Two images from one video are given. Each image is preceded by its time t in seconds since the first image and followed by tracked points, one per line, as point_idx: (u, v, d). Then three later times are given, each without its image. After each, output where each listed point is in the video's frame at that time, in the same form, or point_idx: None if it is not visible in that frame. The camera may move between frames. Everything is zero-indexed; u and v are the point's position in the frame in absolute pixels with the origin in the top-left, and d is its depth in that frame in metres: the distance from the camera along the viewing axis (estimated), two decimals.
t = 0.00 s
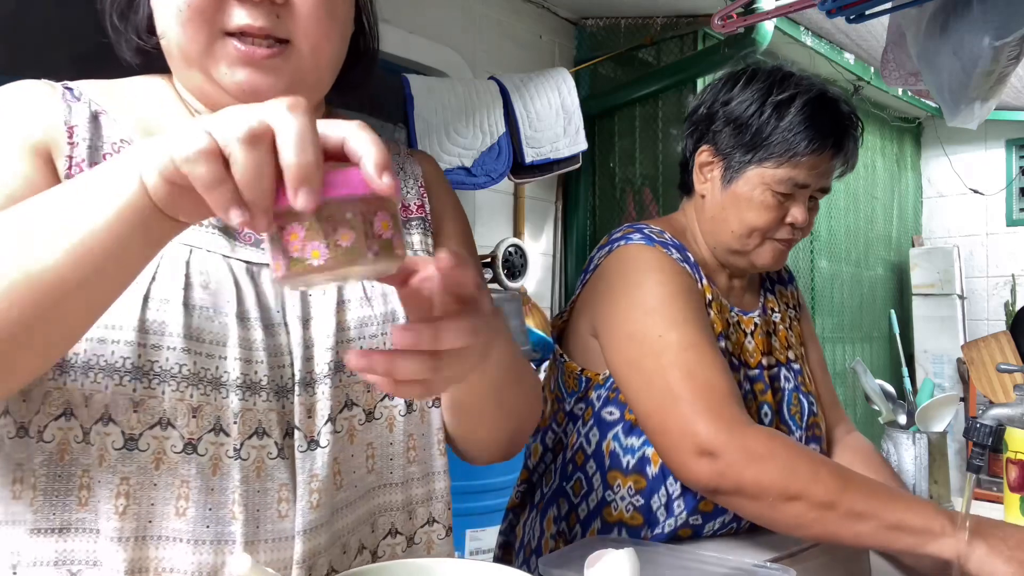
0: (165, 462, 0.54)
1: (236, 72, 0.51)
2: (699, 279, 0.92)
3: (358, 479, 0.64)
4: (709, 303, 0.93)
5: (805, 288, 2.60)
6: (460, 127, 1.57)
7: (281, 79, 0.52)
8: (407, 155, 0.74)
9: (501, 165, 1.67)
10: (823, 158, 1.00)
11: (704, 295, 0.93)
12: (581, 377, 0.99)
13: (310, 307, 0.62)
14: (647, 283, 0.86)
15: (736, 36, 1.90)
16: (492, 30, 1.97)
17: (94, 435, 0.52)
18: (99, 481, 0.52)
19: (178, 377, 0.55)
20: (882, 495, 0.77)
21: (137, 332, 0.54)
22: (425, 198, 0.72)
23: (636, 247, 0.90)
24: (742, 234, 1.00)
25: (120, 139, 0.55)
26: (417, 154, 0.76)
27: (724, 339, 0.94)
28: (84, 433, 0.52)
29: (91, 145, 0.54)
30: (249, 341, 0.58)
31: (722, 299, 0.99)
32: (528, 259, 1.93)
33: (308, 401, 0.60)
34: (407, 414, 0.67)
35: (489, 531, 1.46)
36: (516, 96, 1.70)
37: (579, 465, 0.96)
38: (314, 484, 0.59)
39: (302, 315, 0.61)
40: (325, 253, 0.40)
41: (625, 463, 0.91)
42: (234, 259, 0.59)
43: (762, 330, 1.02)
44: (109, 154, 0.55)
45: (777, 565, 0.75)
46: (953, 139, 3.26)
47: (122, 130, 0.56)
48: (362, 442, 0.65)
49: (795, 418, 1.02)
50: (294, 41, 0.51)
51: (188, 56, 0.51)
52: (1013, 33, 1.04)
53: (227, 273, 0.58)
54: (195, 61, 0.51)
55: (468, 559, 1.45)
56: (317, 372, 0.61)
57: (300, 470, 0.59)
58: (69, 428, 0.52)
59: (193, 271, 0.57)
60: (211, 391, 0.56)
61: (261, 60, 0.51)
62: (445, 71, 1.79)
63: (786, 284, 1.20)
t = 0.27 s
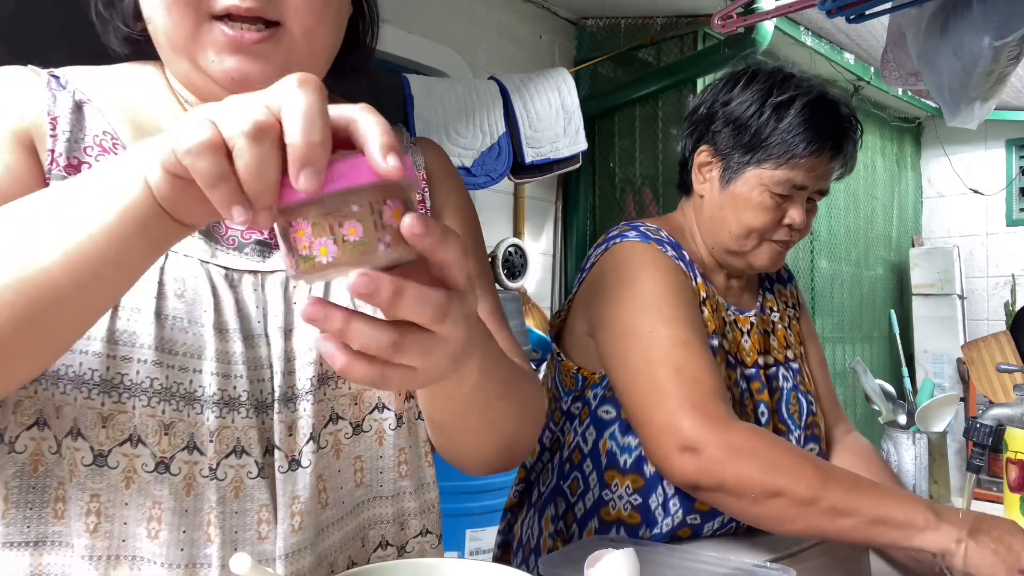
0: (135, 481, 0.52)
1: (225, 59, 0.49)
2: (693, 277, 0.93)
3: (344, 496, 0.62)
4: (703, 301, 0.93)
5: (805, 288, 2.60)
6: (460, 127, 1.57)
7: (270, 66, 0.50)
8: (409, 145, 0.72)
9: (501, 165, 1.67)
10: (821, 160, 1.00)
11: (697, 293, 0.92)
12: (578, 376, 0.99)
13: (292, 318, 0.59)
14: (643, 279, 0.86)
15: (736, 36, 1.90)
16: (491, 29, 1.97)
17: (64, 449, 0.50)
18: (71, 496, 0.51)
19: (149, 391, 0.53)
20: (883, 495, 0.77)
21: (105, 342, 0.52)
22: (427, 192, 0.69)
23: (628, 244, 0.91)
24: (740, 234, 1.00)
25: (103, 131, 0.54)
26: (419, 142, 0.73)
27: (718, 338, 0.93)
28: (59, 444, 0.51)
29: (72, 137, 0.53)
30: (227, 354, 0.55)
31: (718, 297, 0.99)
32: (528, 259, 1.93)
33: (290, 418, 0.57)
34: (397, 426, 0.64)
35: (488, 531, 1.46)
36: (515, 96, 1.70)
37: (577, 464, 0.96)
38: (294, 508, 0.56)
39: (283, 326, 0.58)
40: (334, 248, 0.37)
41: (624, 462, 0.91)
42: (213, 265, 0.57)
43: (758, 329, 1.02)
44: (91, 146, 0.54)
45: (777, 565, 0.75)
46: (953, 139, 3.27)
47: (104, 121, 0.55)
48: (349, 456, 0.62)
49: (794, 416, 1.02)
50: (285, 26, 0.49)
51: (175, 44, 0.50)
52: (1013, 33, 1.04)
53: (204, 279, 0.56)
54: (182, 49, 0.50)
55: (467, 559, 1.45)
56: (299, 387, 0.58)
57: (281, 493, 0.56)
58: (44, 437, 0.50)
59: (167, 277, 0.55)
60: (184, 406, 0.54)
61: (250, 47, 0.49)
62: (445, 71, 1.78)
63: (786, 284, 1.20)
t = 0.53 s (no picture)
0: (137, 517, 0.54)
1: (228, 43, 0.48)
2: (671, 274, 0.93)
3: (350, 515, 0.64)
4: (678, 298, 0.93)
5: (804, 289, 2.60)
6: (460, 127, 1.55)
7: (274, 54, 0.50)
8: (409, 135, 0.72)
9: (501, 165, 1.67)
10: (805, 155, 1.01)
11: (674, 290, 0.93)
12: (563, 373, 0.98)
13: (296, 338, 0.61)
14: (620, 276, 0.87)
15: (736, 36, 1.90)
16: (491, 29, 1.97)
17: (60, 483, 0.53)
18: (64, 532, 0.53)
19: (150, 424, 0.55)
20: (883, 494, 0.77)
21: (100, 372, 0.53)
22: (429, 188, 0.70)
23: (609, 242, 0.91)
24: (724, 233, 1.00)
25: (86, 131, 0.55)
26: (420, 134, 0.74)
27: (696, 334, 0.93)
28: (48, 479, 0.52)
29: (55, 139, 0.54)
30: (232, 381, 0.57)
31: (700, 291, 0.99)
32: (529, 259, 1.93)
33: (296, 442, 0.60)
34: (404, 444, 0.66)
35: (488, 531, 1.46)
36: (516, 96, 1.70)
37: (566, 463, 0.96)
38: (303, 532, 0.59)
39: (287, 346, 0.60)
40: (424, 258, 0.39)
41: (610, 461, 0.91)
42: (212, 282, 0.58)
43: (742, 325, 1.03)
44: (73, 148, 0.54)
45: (777, 565, 0.75)
46: (953, 139, 3.26)
47: (86, 119, 0.55)
48: (355, 474, 0.64)
49: (783, 413, 1.02)
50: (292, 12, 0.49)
51: (170, 26, 0.48)
52: (1013, 33, 1.04)
53: (203, 299, 0.57)
54: (180, 33, 0.49)
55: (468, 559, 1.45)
56: (305, 411, 0.60)
57: (289, 520, 0.59)
58: (29, 470, 0.51)
59: (165, 296, 0.56)
60: (187, 436, 0.56)
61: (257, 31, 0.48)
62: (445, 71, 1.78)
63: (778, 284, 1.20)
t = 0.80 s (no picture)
0: (139, 549, 0.55)
1: (233, 33, 0.48)
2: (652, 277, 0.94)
3: (354, 529, 0.64)
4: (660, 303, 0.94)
5: (804, 289, 2.61)
6: (460, 127, 1.57)
7: (278, 46, 0.50)
8: (408, 125, 0.72)
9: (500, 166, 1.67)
10: (793, 155, 1.01)
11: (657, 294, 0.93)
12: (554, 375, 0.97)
13: (299, 353, 0.60)
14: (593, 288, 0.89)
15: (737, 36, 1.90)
16: (491, 29, 1.97)
17: (53, 519, 0.53)
18: (59, 571, 0.53)
19: (150, 454, 0.55)
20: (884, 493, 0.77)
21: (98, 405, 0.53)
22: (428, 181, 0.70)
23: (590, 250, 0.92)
24: (714, 232, 1.01)
25: (61, 139, 0.55)
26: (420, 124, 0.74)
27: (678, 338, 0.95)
28: (38, 516, 0.52)
29: (26, 150, 0.54)
30: (234, 404, 0.57)
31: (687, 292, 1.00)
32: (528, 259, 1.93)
33: (301, 463, 0.59)
34: (411, 455, 0.66)
35: (487, 531, 1.46)
36: (516, 96, 1.70)
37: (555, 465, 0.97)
38: (310, 555, 0.59)
39: (289, 362, 0.59)
40: (530, 304, 0.38)
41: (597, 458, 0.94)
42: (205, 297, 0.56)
43: (729, 325, 1.04)
44: (48, 157, 0.54)
45: (777, 565, 0.75)
46: (953, 139, 3.27)
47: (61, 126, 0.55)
48: (361, 487, 0.63)
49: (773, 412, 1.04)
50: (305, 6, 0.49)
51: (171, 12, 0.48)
52: (1014, 33, 1.04)
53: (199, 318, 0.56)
54: (181, 21, 0.48)
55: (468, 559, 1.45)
56: (310, 431, 0.59)
57: (294, 542, 0.59)
58: (21, 507, 0.52)
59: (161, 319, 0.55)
60: (190, 463, 0.56)
61: (264, 21, 0.48)
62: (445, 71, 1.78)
63: (772, 285, 1.19)
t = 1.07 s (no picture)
0: (123, 568, 0.55)
1: (211, 29, 0.48)
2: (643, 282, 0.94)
3: (345, 533, 0.64)
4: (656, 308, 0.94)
5: (804, 289, 2.60)
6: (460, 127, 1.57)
7: (259, 39, 0.49)
8: (398, 120, 0.72)
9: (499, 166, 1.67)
10: (793, 158, 1.01)
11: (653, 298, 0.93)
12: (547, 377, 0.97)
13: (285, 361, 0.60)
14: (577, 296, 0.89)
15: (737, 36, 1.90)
16: (491, 29, 1.96)
17: (32, 541, 0.51)
18: None
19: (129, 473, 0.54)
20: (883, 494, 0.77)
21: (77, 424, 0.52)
22: (417, 179, 0.69)
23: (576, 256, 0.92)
24: (711, 232, 1.01)
25: (31, 141, 0.54)
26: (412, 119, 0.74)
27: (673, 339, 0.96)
28: (17, 538, 0.51)
29: None
30: (217, 416, 0.56)
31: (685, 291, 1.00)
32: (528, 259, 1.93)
33: (289, 474, 0.59)
34: (400, 460, 0.66)
35: (488, 531, 1.46)
36: (516, 96, 1.69)
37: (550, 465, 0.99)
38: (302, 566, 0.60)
39: (274, 372, 0.59)
40: (605, 273, 0.36)
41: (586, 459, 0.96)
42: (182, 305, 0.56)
43: (725, 324, 1.04)
44: (18, 161, 0.53)
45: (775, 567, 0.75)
46: (953, 139, 3.27)
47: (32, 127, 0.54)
48: (348, 492, 0.63)
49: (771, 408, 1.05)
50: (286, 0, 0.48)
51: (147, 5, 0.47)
52: (1013, 34, 1.04)
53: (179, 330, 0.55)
54: (159, 14, 0.48)
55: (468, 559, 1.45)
56: (297, 443, 0.59)
57: (287, 555, 0.60)
58: None
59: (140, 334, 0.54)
60: (174, 479, 0.56)
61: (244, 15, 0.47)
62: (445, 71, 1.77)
63: (766, 280, 1.18)
